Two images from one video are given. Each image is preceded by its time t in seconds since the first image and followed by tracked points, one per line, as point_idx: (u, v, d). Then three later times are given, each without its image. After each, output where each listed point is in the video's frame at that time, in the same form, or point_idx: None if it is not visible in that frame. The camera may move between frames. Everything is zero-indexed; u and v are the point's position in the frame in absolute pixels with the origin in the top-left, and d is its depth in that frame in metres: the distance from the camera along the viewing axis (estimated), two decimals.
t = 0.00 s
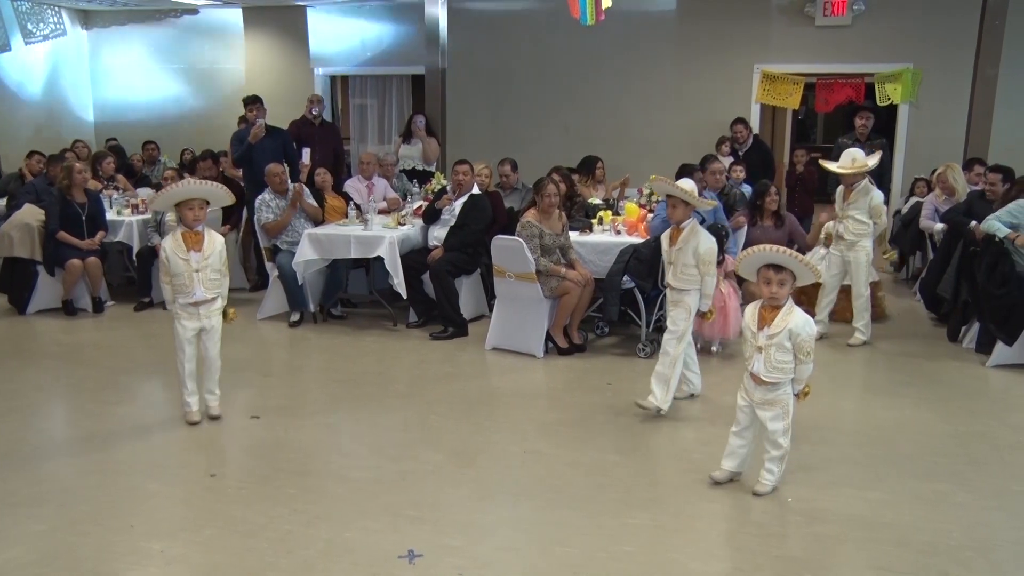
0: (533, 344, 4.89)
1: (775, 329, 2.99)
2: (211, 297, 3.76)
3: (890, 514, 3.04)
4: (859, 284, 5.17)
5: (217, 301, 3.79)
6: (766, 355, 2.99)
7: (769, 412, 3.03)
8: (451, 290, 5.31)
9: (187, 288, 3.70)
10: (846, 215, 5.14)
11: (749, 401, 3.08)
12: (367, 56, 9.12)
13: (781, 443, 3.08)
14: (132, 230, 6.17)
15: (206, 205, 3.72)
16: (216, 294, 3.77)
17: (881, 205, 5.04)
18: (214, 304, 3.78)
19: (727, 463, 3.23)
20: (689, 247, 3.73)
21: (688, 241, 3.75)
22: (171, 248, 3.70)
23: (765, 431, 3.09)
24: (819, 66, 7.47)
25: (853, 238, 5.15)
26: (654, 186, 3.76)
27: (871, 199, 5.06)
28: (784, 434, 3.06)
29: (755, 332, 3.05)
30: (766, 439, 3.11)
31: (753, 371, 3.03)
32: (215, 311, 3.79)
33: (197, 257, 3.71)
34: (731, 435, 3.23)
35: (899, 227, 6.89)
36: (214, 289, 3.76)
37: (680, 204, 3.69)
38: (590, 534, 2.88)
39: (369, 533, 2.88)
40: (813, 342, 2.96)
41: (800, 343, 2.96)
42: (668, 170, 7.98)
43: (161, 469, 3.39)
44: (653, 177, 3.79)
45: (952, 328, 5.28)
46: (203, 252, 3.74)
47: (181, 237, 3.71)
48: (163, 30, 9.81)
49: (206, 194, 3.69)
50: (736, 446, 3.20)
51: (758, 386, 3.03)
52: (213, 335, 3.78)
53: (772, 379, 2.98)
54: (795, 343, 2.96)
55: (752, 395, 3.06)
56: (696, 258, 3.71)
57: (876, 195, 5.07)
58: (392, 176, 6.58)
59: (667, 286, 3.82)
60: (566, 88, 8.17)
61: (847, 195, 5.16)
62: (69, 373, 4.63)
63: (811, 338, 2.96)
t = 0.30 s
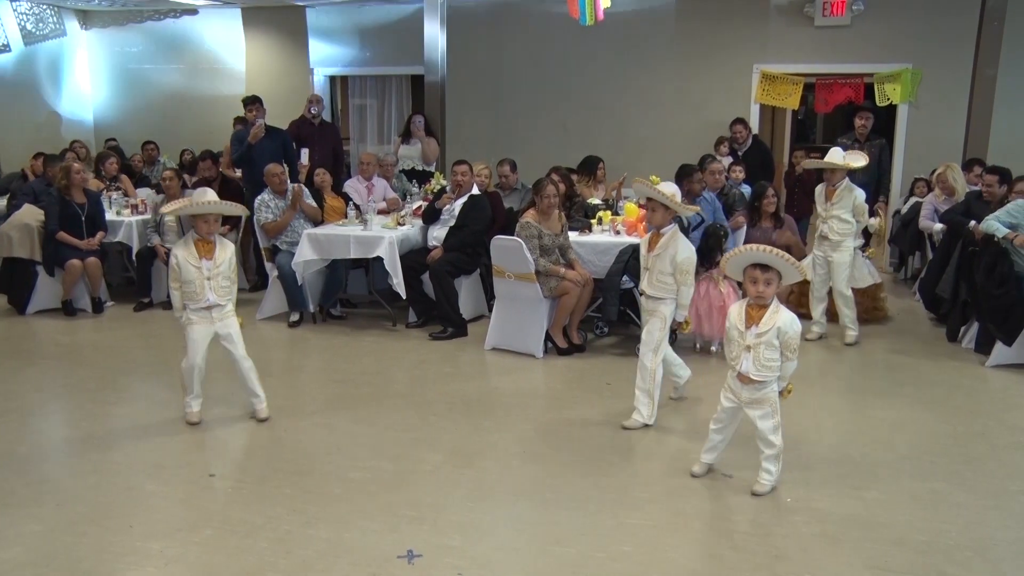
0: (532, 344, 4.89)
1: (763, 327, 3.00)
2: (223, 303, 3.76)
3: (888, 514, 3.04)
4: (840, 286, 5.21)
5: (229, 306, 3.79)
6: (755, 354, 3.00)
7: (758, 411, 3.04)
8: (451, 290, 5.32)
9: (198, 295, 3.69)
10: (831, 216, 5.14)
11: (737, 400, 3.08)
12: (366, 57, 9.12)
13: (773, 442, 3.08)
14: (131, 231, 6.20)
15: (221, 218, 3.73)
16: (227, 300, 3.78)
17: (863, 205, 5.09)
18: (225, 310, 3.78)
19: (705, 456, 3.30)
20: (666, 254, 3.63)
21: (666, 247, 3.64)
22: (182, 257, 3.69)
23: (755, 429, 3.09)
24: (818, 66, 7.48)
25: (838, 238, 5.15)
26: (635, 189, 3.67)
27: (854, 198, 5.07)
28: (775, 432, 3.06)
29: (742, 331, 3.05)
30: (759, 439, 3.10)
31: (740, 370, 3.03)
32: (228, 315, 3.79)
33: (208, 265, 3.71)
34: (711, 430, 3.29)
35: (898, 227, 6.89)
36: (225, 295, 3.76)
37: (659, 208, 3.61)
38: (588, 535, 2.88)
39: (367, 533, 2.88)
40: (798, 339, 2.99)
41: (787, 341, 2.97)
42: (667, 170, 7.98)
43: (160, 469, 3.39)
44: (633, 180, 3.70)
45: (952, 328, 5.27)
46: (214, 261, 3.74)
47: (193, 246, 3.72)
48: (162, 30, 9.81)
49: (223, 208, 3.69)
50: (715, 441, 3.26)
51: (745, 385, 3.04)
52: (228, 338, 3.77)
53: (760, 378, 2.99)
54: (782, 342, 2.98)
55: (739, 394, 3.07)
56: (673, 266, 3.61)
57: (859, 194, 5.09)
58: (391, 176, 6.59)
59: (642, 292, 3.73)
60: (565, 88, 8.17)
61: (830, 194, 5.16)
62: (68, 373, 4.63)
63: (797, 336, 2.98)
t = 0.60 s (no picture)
0: (525, 344, 4.90)
1: (722, 322, 3.04)
2: (242, 299, 3.76)
3: (881, 513, 3.05)
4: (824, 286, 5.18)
5: (246, 303, 3.79)
6: (715, 348, 3.04)
7: (721, 405, 3.08)
8: (443, 290, 5.32)
9: (219, 290, 3.68)
10: (818, 216, 5.14)
11: (701, 395, 3.13)
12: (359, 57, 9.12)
13: (743, 436, 3.11)
14: (123, 231, 6.22)
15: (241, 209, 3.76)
16: (246, 297, 3.78)
17: (848, 203, 5.15)
18: (243, 306, 3.78)
19: (692, 454, 3.33)
20: (640, 255, 3.56)
21: (640, 248, 3.58)
22: (205, 249, 3.68)
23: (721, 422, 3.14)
24: (810, 66, 7.50)
25: (828, 238, 5.13)
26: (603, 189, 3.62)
27: (839, 198, 5.12)
28: (741, 425, 3.10)
29: (703, 326, 3.10)
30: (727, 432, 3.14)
31: (702, 365, 3.08)
32: (244, 312, 3.78)
33: (231, 259, 3.71)
34: (690, 430, 3.33)
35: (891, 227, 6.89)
36: (245, 291, 3.76)
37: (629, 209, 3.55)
38: (581, 534, 2.88)
39: (360, 533, 2.88)
40: (757, 333, 3.02)
41: (746, 335, 3.01)
42: (660, 170, 8.00)
43: (152, 470, 3.38)
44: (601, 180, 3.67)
45: (943, 328, 5.29)
46: (237, 256, 3.74)
47: (215, 239, 3.71)
48: (154, 29, 9.78)
49: (242, 198, 3.72)
50: (695, 440, 3.30)
51: (708, 380, 3.08)
52: (244, 336, 3.77)
53: (721, 372, 3.03)
54: (742, 336, 3.02)
55: (702, 389, 3.12)
56: (646, 267, 3.54)
57: (844, 193, 5.14)
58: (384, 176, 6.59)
59: (618, 295, 3.66)
60: (558, 88, 8.18)
61: (815, 194, 5.19)
62: (60, 375, 4.62)
63: (756, 330, 3.02)
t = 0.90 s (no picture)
0: (513, 344, 4.90)
1: (697, 316, 3.06)
2: (230, 301, 3.72)
3: (868, 511, 3.07)
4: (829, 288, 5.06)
5: (235, 305, 3.75)
6: (692, 343, 3.06)
7: (697, 400, 3.12)
8: (432, 290, 5.31)
9: (206, 289, 3.68)
10: (814, 219, 5.07)
11: (680, 392, 3.15)
12: (347, 57, 9.10)
13: (704, 428, 3.20)
14: (110, 231, 6.18)
15: (234, 211, 3.71)
16: (235, 299, 3.74)
17: (844, 205, 5.09)
18: (231, 308, 3.74)
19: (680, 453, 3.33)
20: (612, 259, 3.52)
21: (611, 251, 3.54)
22: (195, 247, 3.69)
23: (693, 417, 3.19)
24: (797, 67, 7.53)
25: (824, 240, 5.08)
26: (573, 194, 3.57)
27: (835, 200, 5.04)
28: (708, 419, 3.17)
29: (678, 322, 3.11)
30: (691, 425, 3.22)
31: (683, 361, 3.09)
32: (232, 314, 3.74)
33: (221, 260, 3.70)
34: (675, 428, 3.34)
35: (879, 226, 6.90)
36: (233, 294, 3.73)
37: (597, 213, 3.51)
38: (570, 534, 2.89)
39: (348, 534, 2.88)
40: (733, 324, 3.05)
41: (722, 326, 3.04)
42: (648, 170, 8.01)
43: (139, 472, 3.37)
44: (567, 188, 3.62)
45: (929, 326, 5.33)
46: (227, 257, 3.72)
47: (207, 238, 3.71)
48: (140, 28, 9.72)
49: (234, 200, 3.67)
50: (682, 438, 3.31)
51: (687, 376, 3.11)
52: (231, 337, 3.74)
53: (701, 366, 3.05)
54: (718, 328, 3.04)
55: (681, 386, 3.14)
56: (618, 271, 3.51)
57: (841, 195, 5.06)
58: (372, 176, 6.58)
59: (588, 299, 3.61)
60: (547, 89, 8.18)
61: (812, 197, 5.14)
62: (45, 376, 4.58)
63: (731, 321, 3.05)
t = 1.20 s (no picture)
0: (500, 343, 4.90)
1: (680, 315, 3.07)
2: (201, 304, 3.71)
3: (852, 508, 3.09)
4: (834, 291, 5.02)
5: (207, 307, 3.74)
6: (677, 342, 3.07)
7: (689, 399, 3.12)
8: (418, 289, 5.31)
9: (176, 294, 3.65)
10: (819, 220, 4.98)
11: (670, 392, 3.16)
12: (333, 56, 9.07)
13: (704, 427, 3.18)
14: (93, 232, 6.11)
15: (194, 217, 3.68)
16: (206, 301, 3.72)
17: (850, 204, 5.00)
18: (204, 311, 3.73)
19: (666, 453, 3.35)
20: (555, 267, 3.51)
21: (553, 259, 3.52)
22: (160, 257, 3.64)
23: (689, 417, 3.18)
24: (781, 66, 7.57)
25: (830, 241, 4.98)
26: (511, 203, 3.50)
27: (842, 199, 4.97)
28: (706, 418, 3.16)
29: (662, 322, 3.12)
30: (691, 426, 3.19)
31: (668, 361, 3.11)
32: (206, 317, 3.73)
33: (186, 264, 3.66)
34: (662, 427, 3.35)
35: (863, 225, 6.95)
36: (204, 296, 3.71)
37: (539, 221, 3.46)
38: (556, 533, 2.90)
39: (335, 535, 2.87)
40: (716, 321, 3.07)
41: (705, 324, 3.05)
42: (633, 169, 8.04)
43: (123, 474, 3.35)
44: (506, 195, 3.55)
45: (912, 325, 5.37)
46: (192, 260, 3.68)
47: (169, 245, 3.67)
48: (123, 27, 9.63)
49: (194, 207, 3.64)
50: (669, 438, 3.32)
51: (675, 375, 3.12)
52: (206, 341, 3.73)
53: (687, 365, 3.07)
54: (702, 326, 3.05)
55: (670, 386, 3.15)
56: (563, 278, 3.50)
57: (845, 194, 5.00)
58: (358, 176, 6.57)
59: (532, 308, 3.58)
60: (534, 88, 8.18)
61: (816, 197, 5.03)
62: (27, 379, 4.54)
63: (715, 318, 3.06)
